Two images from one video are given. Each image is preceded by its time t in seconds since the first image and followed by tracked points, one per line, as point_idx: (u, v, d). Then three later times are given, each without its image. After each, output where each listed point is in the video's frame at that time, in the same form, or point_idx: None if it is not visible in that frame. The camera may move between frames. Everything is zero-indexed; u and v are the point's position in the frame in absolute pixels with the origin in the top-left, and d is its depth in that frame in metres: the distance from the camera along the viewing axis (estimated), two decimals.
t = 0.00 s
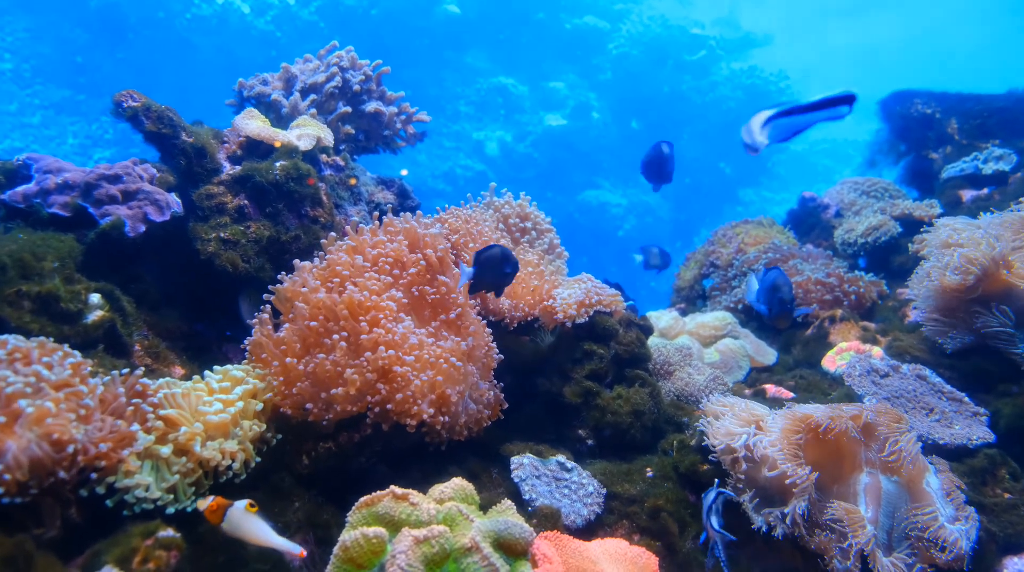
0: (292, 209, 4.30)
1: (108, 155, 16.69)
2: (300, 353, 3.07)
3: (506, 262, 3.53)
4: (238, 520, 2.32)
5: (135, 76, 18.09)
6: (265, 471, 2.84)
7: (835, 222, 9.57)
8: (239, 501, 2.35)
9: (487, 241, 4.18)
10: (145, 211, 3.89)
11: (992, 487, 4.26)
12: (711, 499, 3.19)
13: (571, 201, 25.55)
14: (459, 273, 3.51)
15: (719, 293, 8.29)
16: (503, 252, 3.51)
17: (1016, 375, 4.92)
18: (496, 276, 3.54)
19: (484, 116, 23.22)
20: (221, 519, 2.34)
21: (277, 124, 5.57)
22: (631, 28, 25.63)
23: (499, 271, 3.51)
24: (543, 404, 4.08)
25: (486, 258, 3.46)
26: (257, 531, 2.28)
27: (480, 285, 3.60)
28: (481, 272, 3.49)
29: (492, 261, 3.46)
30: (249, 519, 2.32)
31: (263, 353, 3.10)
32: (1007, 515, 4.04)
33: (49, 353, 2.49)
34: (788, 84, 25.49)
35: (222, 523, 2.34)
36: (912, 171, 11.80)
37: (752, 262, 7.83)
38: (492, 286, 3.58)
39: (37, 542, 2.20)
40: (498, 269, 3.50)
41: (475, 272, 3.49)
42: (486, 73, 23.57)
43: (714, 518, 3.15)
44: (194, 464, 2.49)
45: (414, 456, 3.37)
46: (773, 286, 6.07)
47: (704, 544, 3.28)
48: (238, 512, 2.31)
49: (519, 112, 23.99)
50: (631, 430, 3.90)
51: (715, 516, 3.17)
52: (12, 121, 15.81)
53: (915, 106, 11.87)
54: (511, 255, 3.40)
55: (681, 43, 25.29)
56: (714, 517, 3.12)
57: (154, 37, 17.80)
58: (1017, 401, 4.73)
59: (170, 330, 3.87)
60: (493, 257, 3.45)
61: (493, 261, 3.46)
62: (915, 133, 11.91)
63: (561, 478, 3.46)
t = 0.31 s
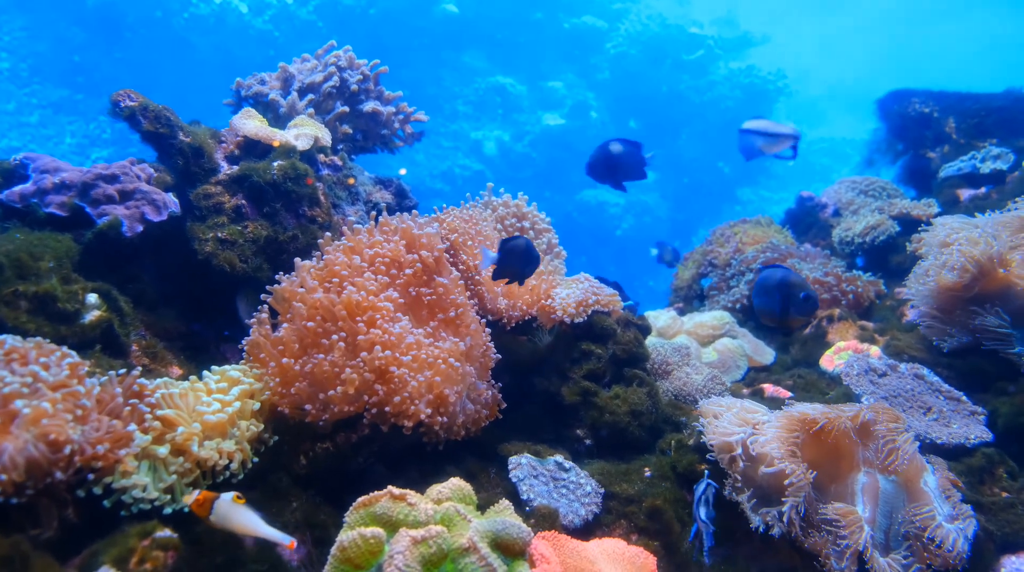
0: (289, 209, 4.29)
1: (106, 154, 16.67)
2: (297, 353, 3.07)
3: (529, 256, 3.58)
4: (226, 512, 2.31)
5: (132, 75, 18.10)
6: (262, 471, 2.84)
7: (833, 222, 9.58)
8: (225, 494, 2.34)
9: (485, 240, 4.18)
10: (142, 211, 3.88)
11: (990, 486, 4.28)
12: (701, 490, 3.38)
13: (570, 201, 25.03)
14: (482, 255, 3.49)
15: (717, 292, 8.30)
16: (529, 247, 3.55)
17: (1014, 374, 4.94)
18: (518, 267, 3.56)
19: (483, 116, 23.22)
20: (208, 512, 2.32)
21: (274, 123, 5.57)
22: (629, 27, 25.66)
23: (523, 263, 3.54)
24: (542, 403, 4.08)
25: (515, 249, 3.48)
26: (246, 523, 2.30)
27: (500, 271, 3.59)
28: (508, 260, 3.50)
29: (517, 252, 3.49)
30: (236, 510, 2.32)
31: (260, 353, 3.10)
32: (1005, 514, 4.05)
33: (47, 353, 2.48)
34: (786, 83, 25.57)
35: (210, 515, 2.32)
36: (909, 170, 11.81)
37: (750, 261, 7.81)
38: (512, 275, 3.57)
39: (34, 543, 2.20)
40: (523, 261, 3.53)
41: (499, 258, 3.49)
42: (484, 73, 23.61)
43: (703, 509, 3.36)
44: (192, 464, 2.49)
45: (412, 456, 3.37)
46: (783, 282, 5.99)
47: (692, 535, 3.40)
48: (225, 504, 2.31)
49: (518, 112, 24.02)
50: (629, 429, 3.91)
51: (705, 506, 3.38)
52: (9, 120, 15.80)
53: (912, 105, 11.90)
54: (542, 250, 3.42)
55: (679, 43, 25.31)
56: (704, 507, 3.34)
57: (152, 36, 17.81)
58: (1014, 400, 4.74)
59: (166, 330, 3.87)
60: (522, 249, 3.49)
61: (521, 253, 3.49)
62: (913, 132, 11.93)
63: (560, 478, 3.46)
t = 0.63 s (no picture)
0: (287, 209, 4.29)
1: (104, 154, 16.64)
2: (295, 353, 3.07)
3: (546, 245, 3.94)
4: (212, 501, 2.26)
5: (131, 75, 18.10)
6: (260, 471, 2.84)
7: (831, 222, 9.59)
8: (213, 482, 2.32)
9: (484, 240, 4.19)
10: (140, 211, 3.88)
11: (987, 486, 4.29)
12: (693, 481, 3.33)
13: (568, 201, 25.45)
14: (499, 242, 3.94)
15: (715, 292, 8.30)
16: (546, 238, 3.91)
17: (1012, 374, 4.95)
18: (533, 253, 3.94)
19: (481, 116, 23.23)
20: (192, 500, 2.28)
21: (273, 123, 5.56)
22: (627, 27, 25.68)
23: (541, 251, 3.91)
24: (540, 403, 4.09)
25: (533, 240, 3.85)
26: (230, 512, 2.25)
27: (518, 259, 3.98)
28: (524, 250, 3.86)
29: (535, 243, 3.86)
30: (222, 499, 2.27)
31: (258, 352, 3.10)
32: (1002, 513, 4.05)
33: (45, 353, 2.48)
34: (784, 83, 25.63)
35: (194, 503, 2.28)
36: (908, 170, 11.83)
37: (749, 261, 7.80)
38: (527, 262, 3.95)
39: (32, 543, 2.20)
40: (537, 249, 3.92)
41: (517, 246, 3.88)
42: (483, 73, 23.65)
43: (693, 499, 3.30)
44: (190, 463, 2.49)
45: (410, 455, 3.36)
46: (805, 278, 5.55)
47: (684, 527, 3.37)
48: (210, 492, 2.26)
49: (516, 112, 24.06)
50: (627, 429, 3.91)
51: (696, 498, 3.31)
52: (8, 120, 15.79)
53: (911, 105, 11.91)
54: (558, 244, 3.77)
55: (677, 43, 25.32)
56: (694, 498, 3.28)
57: (150, 36, 17.80)
58: (1012, 400, 4.76)
59: (164, 330, 3.86)
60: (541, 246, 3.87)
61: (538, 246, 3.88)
62: (911, 132, 11.95)
63: (558, 478, 3.47)
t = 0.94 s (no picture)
0: (287, 209, 4.29)
1: (103, 155, 16.60)
2: (294, 354, 3.06)
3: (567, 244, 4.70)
4: (199, 483, 2.24)
5: (130, 74, 18.08)
6: (259, 471, 2.84)
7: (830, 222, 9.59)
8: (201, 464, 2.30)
9: (483, 240, 4.19)
10: (139, 211, 3.87)
11: (987, 486, 4.29)
12: (686, 475, 3.25)
13: (568, 201, 25.65)
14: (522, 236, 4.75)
15: (714, 292, 8.29)
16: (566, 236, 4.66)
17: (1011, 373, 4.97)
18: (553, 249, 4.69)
19: (480, 116, 23.24)
20: (181, 481, 2.30)
21: (272, 124, 5.56)
22: (627, 27, 25.71)
23: (561, 247, 4.61)
24: (540, 402, 4.10)
25: (553, 237, 4.60)
26: (216, 495, 2.21)
27: (540, 255, 4.75)
28: (547, 246, 4.62)
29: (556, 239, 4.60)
30: (208, 482, 2.23)
31: (258, 353, 3.10)
32: (1001, 513, 4.06)
33: (44, 353, 2.48)
34: (783, 83, 25.67)
35: (183, 485, 2.29)
36: (907, 170, 11.83)
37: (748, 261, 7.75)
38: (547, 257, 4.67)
39: (31, 543, 2.20)
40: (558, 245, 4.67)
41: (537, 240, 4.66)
42: (482, 73, 23.68)
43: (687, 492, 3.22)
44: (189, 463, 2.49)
45: (410, 455, 3.36)
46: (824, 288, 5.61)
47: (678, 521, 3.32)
48: (198, 475, 2.24)
49: (516, 112, 24.06)
50: (627, 429, 3.91)
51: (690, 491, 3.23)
52: (7, 121, 15.75)
53: (910, 105, 11.93)
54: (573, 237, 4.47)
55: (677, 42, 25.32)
56: (687, 492, 3.20)
57: (150, 36, 17.80)
58: (1011, 400, 4.77)
59: (164, 330, 3.87)
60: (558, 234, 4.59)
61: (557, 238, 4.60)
62: (911, 132, 11.96)
63: (557, 478, 3.46)
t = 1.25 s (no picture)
0: (286, 210, 4.29)
1: (103, 155, 16.59)
2: (293, 355, 3.06)
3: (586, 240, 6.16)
4: (183, 463, 2.28)
5: (129, 75, 18.06)
6: (259, 472, 2.83)
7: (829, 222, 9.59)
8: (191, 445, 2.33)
9: (482, 241, 4.19)
10: (139, 212, 3.87)
11: (985, 485, 4.30)
12: (677, 468, 3.29)
13: (568, 201, 25.68)
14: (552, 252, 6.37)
15: (713, 292, 8.29)
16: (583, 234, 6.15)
17: (1010, 373, 4.98)
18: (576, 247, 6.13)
19: (480, 116, 23.26)
20: (167, 460, 2.35)
21: (271, 124, 5.56)
22: (626, 27, 25.74)
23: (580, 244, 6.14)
24: (539, 402, 4.11)
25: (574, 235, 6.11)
26: (201, 480, 2.23)
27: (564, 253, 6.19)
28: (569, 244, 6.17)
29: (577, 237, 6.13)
30: (193, 463, 2.26)
31: (257, 353, 3.10)
32: (1000, 513, 4.07)
33: (43, 354, 2.48)
34: (783, 83, 25.69)
35: (168, 463, 2.34)
36: (907, 170, 11.83)
37: (747, 261, 7.73)
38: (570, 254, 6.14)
39: (30, 543, 2.21)
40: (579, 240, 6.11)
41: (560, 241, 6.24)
42: (482, 74, 23.71)
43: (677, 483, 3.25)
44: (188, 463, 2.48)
45: (409, 456, 3.37)
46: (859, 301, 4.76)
47: (667, 512, 3.36)
48: (184, 456, 2.29)
49: (515, 112, 24.07)
50: (626, 429, 3.91)
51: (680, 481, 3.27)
52: (6, 122, 15.71)
53: (909, 105, 11.95)
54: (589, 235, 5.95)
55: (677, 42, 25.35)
56: (678, 483, 3.23)
57: (149, 37, 17.81)
58: (1010, 400, 4.78)
59: (163, 330, 3.88)
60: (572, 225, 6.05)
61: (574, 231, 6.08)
62: (910, 132, 11.97)
63: (556, 478, 3.47)
